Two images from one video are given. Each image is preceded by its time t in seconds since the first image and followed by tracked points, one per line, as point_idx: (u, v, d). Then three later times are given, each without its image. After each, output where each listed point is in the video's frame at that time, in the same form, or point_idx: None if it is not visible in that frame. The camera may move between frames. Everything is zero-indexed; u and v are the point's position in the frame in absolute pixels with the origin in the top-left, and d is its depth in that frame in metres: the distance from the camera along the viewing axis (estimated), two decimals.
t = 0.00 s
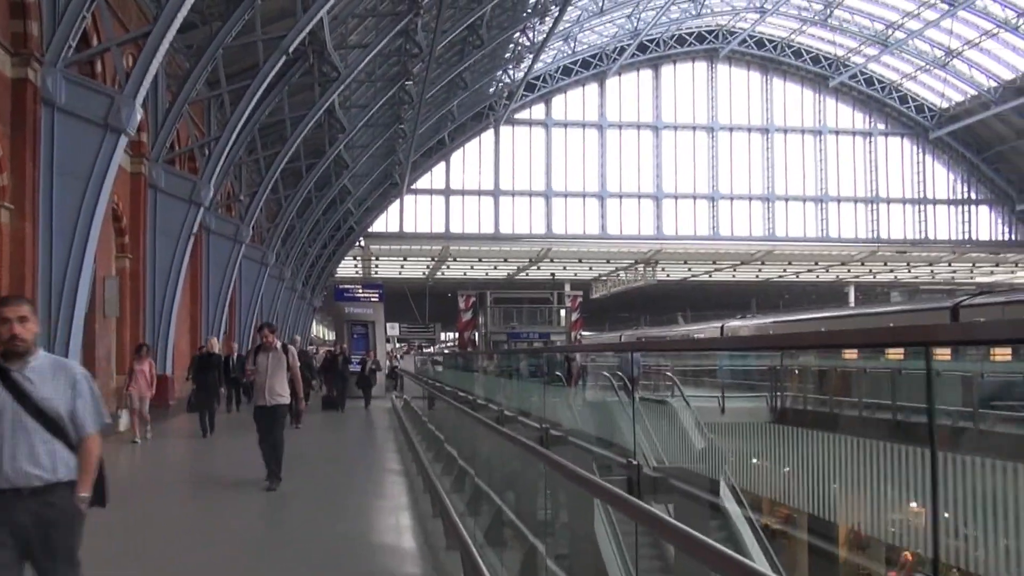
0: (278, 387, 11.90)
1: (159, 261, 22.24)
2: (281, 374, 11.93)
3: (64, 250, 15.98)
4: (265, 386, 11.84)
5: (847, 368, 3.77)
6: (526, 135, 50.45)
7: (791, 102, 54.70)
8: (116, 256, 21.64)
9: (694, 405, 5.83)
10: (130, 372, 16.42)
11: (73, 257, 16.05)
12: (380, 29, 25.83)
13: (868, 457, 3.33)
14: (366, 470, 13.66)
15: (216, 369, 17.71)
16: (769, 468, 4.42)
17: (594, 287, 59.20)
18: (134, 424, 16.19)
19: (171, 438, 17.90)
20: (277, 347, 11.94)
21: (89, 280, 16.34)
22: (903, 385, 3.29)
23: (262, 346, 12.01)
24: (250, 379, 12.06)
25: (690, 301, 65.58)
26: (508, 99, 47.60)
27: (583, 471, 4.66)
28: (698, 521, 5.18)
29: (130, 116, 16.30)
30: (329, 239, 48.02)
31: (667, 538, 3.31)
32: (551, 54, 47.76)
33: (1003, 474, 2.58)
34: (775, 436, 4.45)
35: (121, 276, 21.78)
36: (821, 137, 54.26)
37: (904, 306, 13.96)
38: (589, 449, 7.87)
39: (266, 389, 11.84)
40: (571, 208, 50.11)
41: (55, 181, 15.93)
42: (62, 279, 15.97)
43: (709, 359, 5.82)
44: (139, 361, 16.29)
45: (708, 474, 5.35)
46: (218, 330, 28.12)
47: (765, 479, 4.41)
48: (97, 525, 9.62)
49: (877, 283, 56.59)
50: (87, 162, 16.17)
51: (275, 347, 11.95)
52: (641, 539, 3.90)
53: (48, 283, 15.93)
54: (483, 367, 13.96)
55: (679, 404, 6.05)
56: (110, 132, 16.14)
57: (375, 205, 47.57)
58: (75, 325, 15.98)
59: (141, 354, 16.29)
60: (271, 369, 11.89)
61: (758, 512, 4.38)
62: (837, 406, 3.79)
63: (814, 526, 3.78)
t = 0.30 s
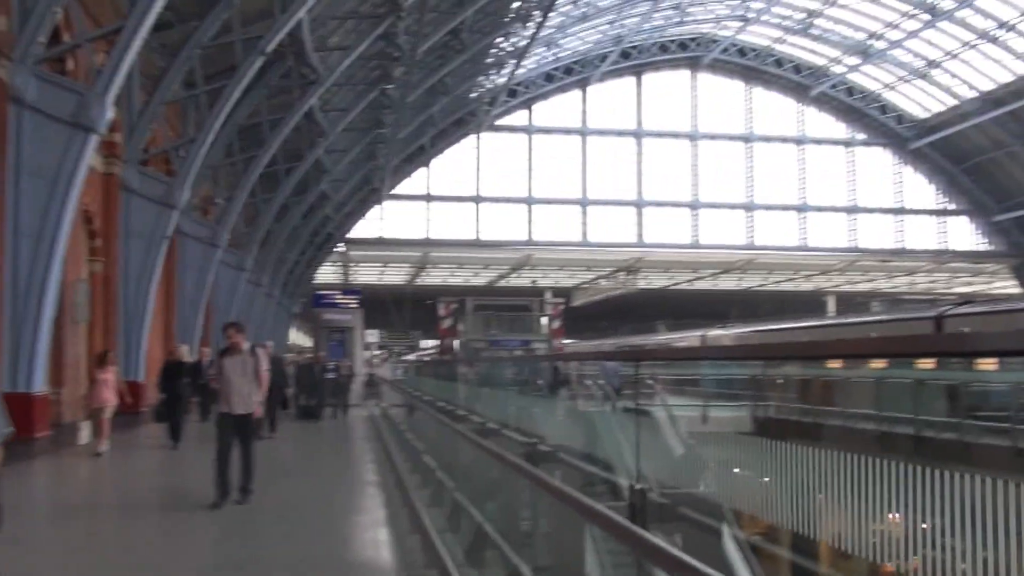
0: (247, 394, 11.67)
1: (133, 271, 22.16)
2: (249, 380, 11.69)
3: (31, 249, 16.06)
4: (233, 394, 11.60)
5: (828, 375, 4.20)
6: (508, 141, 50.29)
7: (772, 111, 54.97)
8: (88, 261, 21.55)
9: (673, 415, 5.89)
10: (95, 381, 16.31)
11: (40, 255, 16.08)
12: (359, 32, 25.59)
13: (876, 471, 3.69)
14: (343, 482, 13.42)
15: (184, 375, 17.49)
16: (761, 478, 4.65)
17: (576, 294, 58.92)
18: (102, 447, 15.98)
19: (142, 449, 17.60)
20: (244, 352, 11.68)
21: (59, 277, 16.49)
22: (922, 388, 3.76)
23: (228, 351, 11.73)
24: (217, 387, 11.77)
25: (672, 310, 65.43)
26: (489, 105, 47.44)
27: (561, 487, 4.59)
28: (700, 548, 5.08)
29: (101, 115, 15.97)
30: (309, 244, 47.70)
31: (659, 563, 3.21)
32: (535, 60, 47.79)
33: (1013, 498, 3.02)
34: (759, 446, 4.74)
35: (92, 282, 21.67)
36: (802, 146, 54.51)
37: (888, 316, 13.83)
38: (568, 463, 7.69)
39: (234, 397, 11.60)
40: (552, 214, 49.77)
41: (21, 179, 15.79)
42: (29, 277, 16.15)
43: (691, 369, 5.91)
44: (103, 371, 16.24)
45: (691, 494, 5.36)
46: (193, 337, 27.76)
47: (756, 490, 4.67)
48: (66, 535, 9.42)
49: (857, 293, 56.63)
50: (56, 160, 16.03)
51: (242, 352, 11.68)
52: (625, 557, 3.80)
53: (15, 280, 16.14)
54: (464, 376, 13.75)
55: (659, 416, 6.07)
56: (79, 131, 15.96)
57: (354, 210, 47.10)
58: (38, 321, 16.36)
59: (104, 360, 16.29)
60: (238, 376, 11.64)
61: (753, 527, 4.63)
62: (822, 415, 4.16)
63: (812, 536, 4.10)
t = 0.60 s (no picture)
0: (219, 404, 10.52)
1: (115, 271, 21.97)
2: (221, 389, 10.49)
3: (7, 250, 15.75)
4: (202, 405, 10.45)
5: (821, 381, 3.83)
6: (499, 145, 50.33)
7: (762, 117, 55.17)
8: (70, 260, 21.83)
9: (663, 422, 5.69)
10: (64, 383, 15.11)
11: (19, 252, 15.84)
12: (349, 32, 25.48)
13: (854, 471, 3.41)
14: (330, 489, 13.26)
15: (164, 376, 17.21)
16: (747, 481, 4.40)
17: (565, 300, 58.91)
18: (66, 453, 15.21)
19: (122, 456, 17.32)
20: (215, 360, 10.43)
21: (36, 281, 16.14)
22: (918, 398, 3.39)
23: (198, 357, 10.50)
24: (183, 395, 10.63)
25: (661, 316, 65.48)
26: (480, 109, 47.39)
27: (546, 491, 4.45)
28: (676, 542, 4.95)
29: (82, 111, 15.99)
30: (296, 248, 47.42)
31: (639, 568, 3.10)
32: (526, 64, 47.85)
33: (996, 511, 2.69)
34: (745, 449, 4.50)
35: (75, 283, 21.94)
36: (792, 152, 54.66)
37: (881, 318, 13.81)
38: (560, 471, 7.56)
39: (203, 409, 10.45)
40: (543, 219, 49.82)
41: None
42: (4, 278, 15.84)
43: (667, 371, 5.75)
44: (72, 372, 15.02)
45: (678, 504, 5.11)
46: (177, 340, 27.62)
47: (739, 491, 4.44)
48: (49, 544, 9.27)
49: (846, 299, 56.81)
50: (36, 155, 15.85)
51: (213, 360, 10.44)
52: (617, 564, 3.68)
53: None
54: (454, 381, 13.60)
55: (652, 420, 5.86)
56: (60, 126, 15.87)
57: (343, 212, 46.87)
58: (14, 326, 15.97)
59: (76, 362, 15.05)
60: (207, 385, 10.44)
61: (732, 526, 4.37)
62: (820, 422, 3.78)
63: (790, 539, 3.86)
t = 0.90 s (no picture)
0: (201, 407, 9.59)
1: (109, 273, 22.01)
2: (204, 390, 9.62)
3: None
4: (182, 407, 9.52)
5: (827, 383, 3.87)
6: (501, 147, 50.22)
7: (764, 120, 55.03)
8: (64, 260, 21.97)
9: (677, 432, 5.51)
10: (42, 388, 14.24)
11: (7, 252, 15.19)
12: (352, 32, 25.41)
13: (872, 482, 3.32)
14: (329, 495, 13.13)
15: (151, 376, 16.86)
16: (755, 487, 4.26)
17: (568, 302, 58.74)
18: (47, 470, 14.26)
19: (113, 464, 16.98)
20: (198, 358, 9.68)
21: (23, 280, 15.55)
22: (924, 402, 3.27)
23: (178, 357, 9.74)
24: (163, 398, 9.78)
25: (663, 318, 65.30)
26: (483, 111, 47.24)
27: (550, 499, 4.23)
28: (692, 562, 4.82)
29: (75, 106, 15.54)
30: (298, 249, 47.25)
31: None
32: (528, 66, 47.68)
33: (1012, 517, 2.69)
34: (756, 452, 4.33)
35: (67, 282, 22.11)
36: (794, 155, 54.52)
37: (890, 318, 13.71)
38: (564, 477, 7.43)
39: (184, 411, 9.51)
40: (546, 221, 49.72)
41: None
42: None
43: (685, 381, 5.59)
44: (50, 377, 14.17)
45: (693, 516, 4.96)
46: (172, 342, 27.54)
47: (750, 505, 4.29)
48: (39, 556, 9.06)
49: (848, 302, 56.67)
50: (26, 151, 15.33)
51: (195, 359, 9.68)
52: None
53: None
54: (456, 382, 13.50)
55: (667, 428, 5.70)
56: (52, 121, 15.40)
57: (345, 214, 46.72)
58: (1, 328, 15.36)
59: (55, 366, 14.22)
60: (187, 385, 9.57)
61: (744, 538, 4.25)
62: (819, 422, 3.83)
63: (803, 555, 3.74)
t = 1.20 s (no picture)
0: (201, 413, 8.23)
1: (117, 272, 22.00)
2: (205, 396, 8.26)
3: None
4: (178, 413, 8.17)
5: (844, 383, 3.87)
6: (517, 147, 50.11)
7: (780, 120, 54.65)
8: (69, 258, 21.39)
9: (698, 432, 5.47)
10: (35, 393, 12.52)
11: (11, 249, 15.06)
12: (367, 31, 25.53)
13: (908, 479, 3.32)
14: (342, 496, 13.02)
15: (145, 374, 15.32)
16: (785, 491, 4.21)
17: (584, 302, 58.55)
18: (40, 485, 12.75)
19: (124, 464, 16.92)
20: (200, 358, 8.35)
21: (28, 278, 15.38)
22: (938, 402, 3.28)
23: (177, 356, 8.42)
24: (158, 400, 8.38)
25: (679, 319, 65.04)
26: (499, 111, 47.18)
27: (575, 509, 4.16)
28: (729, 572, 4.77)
29: (81, 101, 15.48)
30: (313, 249, 47.26)
31: None
32: (543, 66, 47.54)
33: None
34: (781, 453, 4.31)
35: (73, 282, 21.45)
36: (809, 155, 54.23)
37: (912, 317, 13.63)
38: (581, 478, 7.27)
39: (181, 417, 8.16)
40: (562, 221, 49.67)
41: None
42: None
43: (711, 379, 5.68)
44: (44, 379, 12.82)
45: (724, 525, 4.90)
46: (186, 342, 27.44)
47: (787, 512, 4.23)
48: (44, 548, 8.98)
49: (865, 302, 56.33)
50: (32, 147, 15.28)
51: (196, 359, 8.36)
52: None
53: None
54: (473, 380, 13.48)
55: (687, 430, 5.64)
56: (57, 116, 15.37)
57: (360, 215, 46.69)
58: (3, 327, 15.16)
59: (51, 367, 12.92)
60: (185, 389, 8.22)
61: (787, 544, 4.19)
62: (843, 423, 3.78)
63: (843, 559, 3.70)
